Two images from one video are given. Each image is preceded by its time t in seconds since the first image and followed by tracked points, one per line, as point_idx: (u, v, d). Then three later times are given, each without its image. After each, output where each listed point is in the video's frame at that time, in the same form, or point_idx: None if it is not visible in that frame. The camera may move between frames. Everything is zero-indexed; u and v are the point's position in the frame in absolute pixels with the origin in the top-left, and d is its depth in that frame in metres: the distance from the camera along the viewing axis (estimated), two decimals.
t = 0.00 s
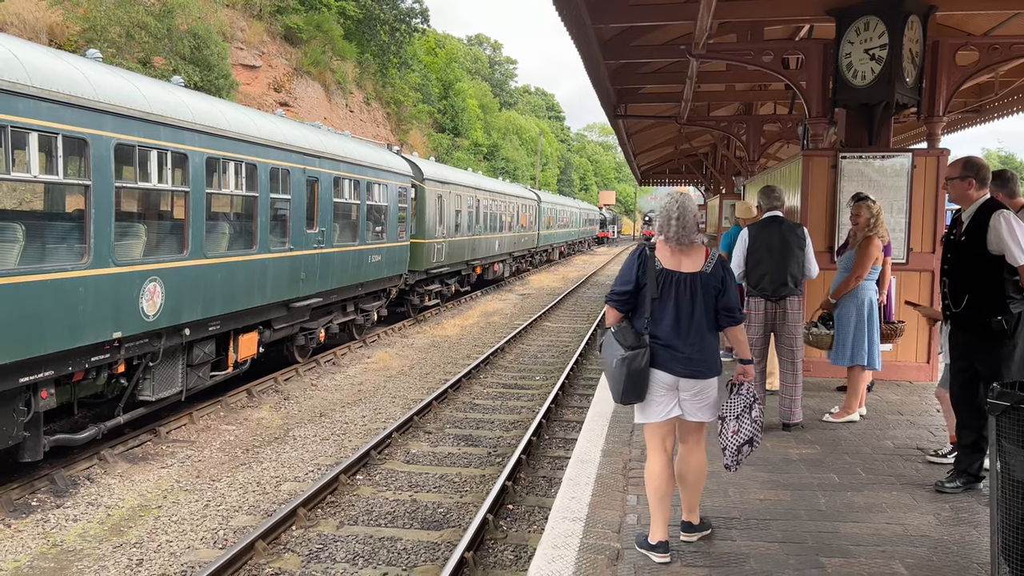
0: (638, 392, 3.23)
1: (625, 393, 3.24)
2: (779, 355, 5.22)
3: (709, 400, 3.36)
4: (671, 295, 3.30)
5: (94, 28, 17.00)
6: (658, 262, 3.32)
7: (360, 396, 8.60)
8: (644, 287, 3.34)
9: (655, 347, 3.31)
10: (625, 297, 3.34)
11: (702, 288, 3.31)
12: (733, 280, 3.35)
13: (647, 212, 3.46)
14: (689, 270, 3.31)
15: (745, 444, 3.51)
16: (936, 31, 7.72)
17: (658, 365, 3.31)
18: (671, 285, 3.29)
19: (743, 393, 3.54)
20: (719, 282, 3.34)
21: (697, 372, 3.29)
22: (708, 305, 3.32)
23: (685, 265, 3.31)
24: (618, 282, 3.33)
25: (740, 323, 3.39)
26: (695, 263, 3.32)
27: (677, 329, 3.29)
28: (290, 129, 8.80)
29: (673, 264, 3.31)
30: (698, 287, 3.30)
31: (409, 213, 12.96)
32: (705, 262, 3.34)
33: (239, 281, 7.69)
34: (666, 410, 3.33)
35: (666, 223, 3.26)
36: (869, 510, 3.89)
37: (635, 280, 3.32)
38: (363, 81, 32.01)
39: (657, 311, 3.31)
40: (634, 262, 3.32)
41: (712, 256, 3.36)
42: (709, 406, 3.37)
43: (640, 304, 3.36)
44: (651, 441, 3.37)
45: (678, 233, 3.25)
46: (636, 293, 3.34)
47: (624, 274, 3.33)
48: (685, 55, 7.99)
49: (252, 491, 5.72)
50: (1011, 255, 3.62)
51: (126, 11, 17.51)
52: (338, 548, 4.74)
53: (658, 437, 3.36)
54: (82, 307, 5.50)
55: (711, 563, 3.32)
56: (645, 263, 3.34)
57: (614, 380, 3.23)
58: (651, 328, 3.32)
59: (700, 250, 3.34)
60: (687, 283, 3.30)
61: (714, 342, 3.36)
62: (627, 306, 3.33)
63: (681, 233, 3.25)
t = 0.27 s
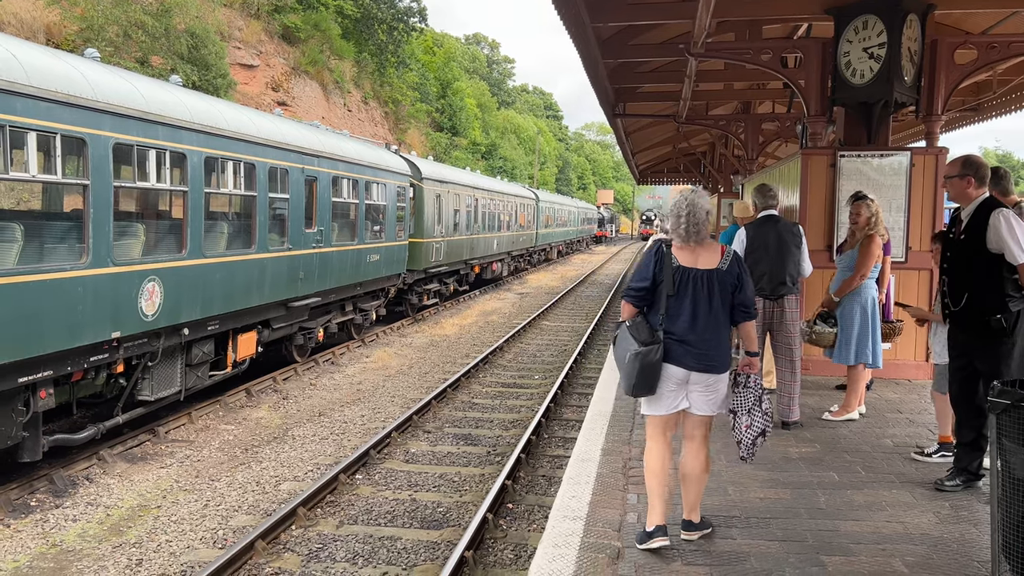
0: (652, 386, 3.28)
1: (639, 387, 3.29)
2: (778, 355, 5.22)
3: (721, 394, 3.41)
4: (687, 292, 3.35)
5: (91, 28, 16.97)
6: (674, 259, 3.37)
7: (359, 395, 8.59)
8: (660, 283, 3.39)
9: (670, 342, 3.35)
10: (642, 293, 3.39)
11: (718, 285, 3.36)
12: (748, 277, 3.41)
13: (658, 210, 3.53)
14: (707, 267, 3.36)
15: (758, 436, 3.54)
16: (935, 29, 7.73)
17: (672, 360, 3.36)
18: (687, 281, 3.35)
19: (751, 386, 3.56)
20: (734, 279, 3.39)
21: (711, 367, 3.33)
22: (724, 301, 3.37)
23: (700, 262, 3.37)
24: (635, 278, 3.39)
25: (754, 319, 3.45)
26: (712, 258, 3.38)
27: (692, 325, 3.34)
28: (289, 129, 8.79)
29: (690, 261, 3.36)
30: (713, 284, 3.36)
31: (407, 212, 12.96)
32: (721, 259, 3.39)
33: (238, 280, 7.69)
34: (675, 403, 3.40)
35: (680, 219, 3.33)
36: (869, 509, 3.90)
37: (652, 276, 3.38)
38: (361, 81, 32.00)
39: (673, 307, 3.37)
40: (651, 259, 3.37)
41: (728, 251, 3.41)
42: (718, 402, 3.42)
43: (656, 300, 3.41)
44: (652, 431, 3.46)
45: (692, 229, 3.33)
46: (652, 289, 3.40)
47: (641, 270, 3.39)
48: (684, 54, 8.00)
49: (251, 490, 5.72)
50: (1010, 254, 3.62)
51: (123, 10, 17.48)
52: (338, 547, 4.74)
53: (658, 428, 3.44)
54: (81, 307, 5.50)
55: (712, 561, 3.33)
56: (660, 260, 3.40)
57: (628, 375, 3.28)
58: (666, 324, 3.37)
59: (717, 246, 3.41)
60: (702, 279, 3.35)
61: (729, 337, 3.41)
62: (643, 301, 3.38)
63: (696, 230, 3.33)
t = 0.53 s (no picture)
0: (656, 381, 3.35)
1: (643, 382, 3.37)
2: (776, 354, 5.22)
3: (726, 392, 3.45)
4: (692, 290, 3.40)
5: (88, 28, 16.92)
6: (679, 257, 3.44)
7: (358, 395, 8.59)
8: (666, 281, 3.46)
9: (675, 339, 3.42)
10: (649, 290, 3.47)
11: (722, 284, 3.40)
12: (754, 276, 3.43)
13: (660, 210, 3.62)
14: (711, 265, 3.41)
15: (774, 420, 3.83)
16: (933, 28, 7.73)
17: (676, 356, 3.43)
18: (691, 280, 3.40)
19: (760, 376, 3.85)
20: (740, 279, 3.43)
21: (714, 364, 3.38)
22: (728, 300, 3.41)
23: (704, 261, 3.41)
24: (641, 275, 3.46)
25: (761, 319, 3.48)
26: (716, 257, 3.42)
27: (697, 323, 3.38)
28: (287, 128, 8.78)
29: (693, 259, 3.42)
30: (718, 283, 3.40)
31: (406, 211, 12.95)
32: (727, 258, 3.42)
33: (237, 280, 7.68)
34: (679, 398, 3.48)
35: (682, 219, 3.41)
36: (869, 508, 3.90)
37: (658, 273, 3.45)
38: (358, 80, 31.98)
39: (678, 304, 3.42)
40: (656, 257, 3.45)
41: (734, 249, 3.44)
42: (723, 399, 3.46)
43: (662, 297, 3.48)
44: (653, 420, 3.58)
45: (694, 229, 3.40)
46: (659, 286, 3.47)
47: (647, 268, 3.46)
48: (683, 53, 7.99)
49: (250, 490, 5.71)
50: (1010, 252, 3.62)
51: (121, 9, 17.46)
52: (337, 547, 4.74)
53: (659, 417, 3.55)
54: (79, 307, 5.49)
55: (712, 561, 3.33)
56: (665, 257, 3.49)
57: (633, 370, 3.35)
58: (671, 321, 3.42)
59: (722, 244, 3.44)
60: (707, 278, 3.40)
61: (734, 336, 3.45)
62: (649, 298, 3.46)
63: (698, 228, 3.40)
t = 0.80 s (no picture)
0: (639, 376, 3.45)
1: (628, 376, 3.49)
2: (774, 354, 5.22)
3: (718, 391, 3.43)
4: (679, 288, 3.44)
5: (87, 28, 16.91)
6: (670, 255, 3.52)
7: (357, 395, 8.58)
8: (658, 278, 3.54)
9: (664, 336, 3.47)
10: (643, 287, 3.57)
11: (710, 283, 3.40)
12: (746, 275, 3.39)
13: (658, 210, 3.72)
14: (699, 264, 3.43)
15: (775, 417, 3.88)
16: (932, 28, 7.74)
17: (665, 353, 3.49)
18: (678, 277, 3.45)
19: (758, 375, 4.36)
20: (730, 277, 3.40)
21: (701, 361, 3.39)
22: (717, 299, 3.40)
23: (693, 260, 3.44)
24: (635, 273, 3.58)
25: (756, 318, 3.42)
26: (706, 256, 3.43)
27: (683, 320, 3.42)
28: (286, 129, 8.77)
29: (684, 258, 3.46)
30: (705, 281, 3.41)
31: (405, 212, 12.94)
32: (716, 258, 3.42)
33: (236, 280, 7.68)
34: (673, 396, 3.50)
35: (674, 219, 3.48)
36: (868, 508, 3.90)
37: (650, 271, 3.54)
38: (357, 81, 31.98)
39: (666, 302, 3.48)
40: (648, 255, 3.55)
41: (726, 249, 3.43)
42: (718, 398, 3.44)
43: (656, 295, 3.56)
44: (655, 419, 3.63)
45: (686, 228, 3.45)
46: (652, 284, 3.56)
47: (640, 265, 3.58)
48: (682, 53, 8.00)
49: (249, 491, 5.70)
50: (1010, 252, 3.62)
51: (120, 10, 17.47)
52: (337, 547, 4.73)
53: (661, 417, 3.59)
54: (78, 307, 5.48)
55: (712, 562, 3.33)
56: (659, 255, 3.57)
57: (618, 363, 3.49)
58: (661, 318, 3.49)
59: (716, 244, 3.45)
60: (694, 276, 3.42)
61: (727, 334, 3.42)
62: (642, 295, 3.56)
63: (688, 227, 3.44)
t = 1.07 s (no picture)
0: (623, 368, 3.64)
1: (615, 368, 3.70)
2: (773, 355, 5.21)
3: (700, 387, 3.48)
4: (659, 285, 3.55)
5: (88, 29, 16.92)
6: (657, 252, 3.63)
7: (357, 395, 8.59)
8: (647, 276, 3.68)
9: (648, 331, 3.60)
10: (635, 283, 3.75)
11: (684, 280, 3.45)
12: (719, 273, 3.38)
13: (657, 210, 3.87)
14: (676, 262, 3.50)
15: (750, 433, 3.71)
16: (932, 29, 7.74)
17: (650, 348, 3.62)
18: (658, 275, 3.56)
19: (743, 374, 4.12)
20: (703, 276, 3.42)
21: (676, 358, 3.48)
22: (692, 296, 3.44)
23: (671, 258, 3.53)
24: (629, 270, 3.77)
25: (733, 317, 3.39)
26: (682, 255, 3.50)
27: (662, 317, 3.53)
28: (286, 129, 8.77)
29: (665, 256, 3.56)
30: (679, 280, 3.47)
31: (405, 212, 12.94)
32: (691, 256, 3.47)
33: (236, 281, 7.68)
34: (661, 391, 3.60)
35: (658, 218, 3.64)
36: (868, 508, 3.90)
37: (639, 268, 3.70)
38: (357, 81, 31.98)
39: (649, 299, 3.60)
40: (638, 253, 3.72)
41: (702, 249, 3.47)
42: (703, 395, 3.49)
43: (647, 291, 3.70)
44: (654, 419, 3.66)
45: (665, 227, 3.56)
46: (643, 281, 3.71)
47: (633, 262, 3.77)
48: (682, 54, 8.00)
49: (249, 491, 5.70)
50: (1011, 253, 3.61)
51: (120, 10, 17.51)
52: (337, 548, 4.73)
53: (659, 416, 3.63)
54: (78, 308, 5.48)
55: (712, 562, 3.33)
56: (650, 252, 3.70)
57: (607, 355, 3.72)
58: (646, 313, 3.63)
59: (698, 243, 3.50)
60: (671, 275, 3.50)
61: (704, 332, 3.46)
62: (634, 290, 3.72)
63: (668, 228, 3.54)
